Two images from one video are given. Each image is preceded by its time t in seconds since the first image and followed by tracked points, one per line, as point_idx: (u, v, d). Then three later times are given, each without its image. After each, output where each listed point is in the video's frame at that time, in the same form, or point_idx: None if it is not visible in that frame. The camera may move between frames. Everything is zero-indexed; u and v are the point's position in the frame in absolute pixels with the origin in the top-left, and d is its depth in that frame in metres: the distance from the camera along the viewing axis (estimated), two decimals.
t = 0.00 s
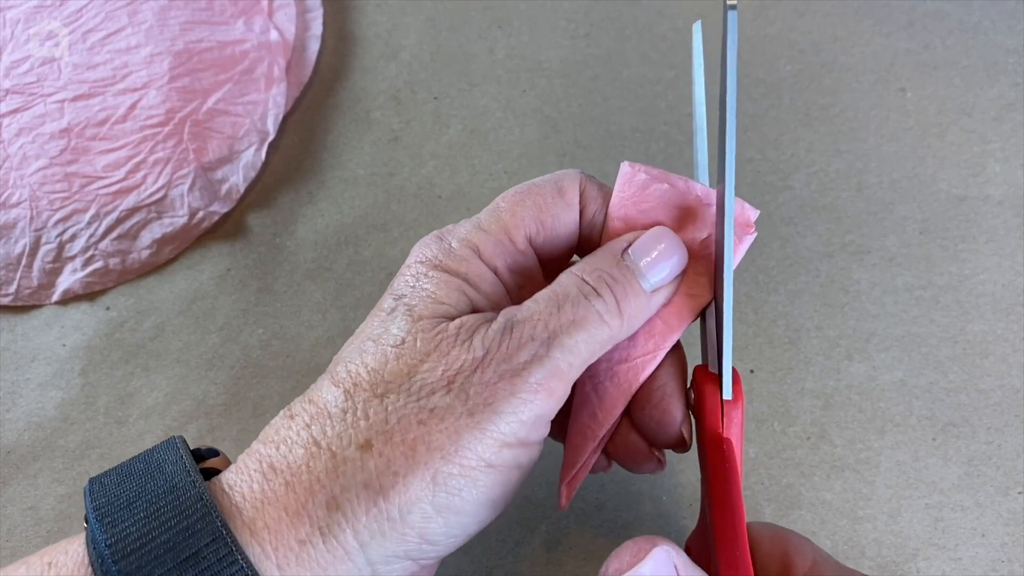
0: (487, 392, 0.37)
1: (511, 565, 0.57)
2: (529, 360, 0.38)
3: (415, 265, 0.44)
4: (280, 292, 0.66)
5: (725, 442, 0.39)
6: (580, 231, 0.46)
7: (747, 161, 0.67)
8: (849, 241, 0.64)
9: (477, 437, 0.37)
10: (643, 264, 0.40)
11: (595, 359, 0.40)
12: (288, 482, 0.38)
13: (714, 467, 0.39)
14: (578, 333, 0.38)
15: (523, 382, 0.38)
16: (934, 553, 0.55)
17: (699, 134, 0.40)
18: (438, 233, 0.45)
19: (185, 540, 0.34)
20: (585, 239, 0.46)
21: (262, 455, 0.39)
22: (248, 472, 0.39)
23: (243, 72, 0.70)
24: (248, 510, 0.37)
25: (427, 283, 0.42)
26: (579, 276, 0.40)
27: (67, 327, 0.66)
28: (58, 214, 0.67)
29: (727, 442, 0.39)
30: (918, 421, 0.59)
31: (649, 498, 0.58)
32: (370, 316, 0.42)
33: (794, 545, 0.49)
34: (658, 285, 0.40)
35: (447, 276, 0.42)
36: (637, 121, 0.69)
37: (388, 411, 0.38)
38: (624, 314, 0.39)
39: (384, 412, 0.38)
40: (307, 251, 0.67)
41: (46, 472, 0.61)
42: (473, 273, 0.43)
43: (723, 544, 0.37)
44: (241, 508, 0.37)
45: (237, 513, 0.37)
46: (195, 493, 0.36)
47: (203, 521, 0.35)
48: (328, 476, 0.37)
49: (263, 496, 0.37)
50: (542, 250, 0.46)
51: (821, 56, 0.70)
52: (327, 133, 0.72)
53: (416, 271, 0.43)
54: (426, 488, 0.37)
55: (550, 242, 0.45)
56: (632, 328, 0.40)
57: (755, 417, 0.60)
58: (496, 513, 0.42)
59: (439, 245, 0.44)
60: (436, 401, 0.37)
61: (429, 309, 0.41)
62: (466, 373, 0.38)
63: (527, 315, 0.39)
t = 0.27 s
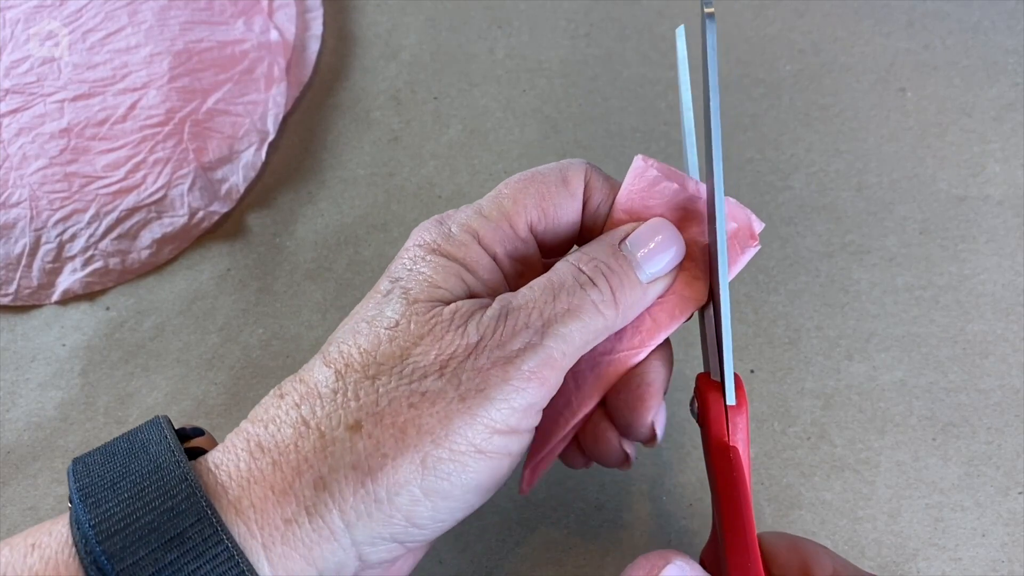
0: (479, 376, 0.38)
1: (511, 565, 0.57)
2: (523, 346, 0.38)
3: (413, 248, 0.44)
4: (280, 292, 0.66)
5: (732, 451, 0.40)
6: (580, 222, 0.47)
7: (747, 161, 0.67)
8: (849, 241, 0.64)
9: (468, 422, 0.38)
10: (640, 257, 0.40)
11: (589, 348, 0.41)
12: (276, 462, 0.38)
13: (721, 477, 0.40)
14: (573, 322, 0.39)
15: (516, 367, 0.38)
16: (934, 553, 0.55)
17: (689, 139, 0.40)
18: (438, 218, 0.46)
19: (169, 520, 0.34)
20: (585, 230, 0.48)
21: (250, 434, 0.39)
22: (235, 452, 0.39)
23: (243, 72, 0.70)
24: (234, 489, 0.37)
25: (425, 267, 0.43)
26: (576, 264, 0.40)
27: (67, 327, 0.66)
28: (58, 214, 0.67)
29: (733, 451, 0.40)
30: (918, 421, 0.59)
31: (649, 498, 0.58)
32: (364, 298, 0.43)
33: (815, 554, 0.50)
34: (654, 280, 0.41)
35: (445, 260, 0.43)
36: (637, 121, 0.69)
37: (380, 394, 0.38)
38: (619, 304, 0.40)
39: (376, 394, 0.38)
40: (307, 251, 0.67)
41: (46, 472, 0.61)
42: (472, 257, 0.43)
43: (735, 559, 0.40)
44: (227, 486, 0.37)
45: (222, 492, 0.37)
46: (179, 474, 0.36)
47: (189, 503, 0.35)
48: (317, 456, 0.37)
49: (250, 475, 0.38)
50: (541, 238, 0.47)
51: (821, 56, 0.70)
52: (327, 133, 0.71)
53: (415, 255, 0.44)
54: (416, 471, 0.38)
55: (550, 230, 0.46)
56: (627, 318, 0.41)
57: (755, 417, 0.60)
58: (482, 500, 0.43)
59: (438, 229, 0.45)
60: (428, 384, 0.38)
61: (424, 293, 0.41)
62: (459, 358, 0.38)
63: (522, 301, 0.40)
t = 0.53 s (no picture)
0: (470, 369, 0.38)
1: (510, 565, 0.57)
2: (515, 342, 0.39)
3: (406, 234, 0.44)
4: (280, 292, 0.66)
5: (734, 455, 0.40)
6: (574, 214, 0.48)
7: (747, 161, 0.67)
8: (849, 241, 0.64)
9: (457, 413, 0.38)
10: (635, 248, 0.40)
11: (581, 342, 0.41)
12: (262, 446, 0.38)
13: (723, 480, 0.40)
14: (567, 318, 0.39)
15: (507, 362, 0.39)
16: (934, 553, 0.55)
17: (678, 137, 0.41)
18: (431, 204, 0.46)
19: (154, 504, 0.35)
20: (578, 222, 0.48)
21: (237, 418, 0.40)
22: (221, 436, 0.39)
23: (243, 72, 0.70)
24: (219, 473, 0.38)
25: (418, 253, 0.43)
26: (572, 259, 0.40)
27: (67, 327, 0.66)
28: (58, 214, 0.67)
29: (735, 455, 0.40)
30: (918, 421, 0.59)
31: (648, 498, 0.58)
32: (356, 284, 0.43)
33: (824, 555, 0.51)
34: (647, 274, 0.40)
35: (438, 247, 0.43)
36: (637, 121, 0.69)
37: (370, 382, 0.38)
38: (613, 300, 0.40)
39: (365, 382, 0.39)
40: (307, 251, 0.67)
41: (46, 472, 0.61)
42: (465, 245, 0.44)
43: (737, 562, 0.40)
44: (212, 470, 0.38)
45: (207, 475, 0.38)
46: (165, 458, 0.36)
47: (174, 487, 0.36)
48: (304, 442, 0.38)
49: (235, 459, 0.38)
50: (535, 227, 0.47)
51: (821, 56, 0.70)
52: (327, 133, 0.71)
53: (407, 240, 0.44)
54: (403, 460, 0.38)
55: (544, 220, 0.47)
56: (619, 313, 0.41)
57: (755, 417, 0.60)
58: (470, 489, 0.43)
59: (432, 215, 0.45)
60: (418, 374, 0.38)
61: (417, 281, 0.42)
62: (450, 349, 0.39)
63: (516, 295, 0.40)
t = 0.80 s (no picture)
0: (459, 370, 0.38)
1: (510, 565, 0.57)
2: (507, 343, 0.39)
3: (397, 225, 0.44)
4: (280, 292, 0.66)
5: (731, 463, 0.40)
6: (567, 207, 0.48)
7: (748, 161, 0.67)
8: (849, 241, 0.64)
9: (446, 413, 0.39)
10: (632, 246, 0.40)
11: (576, 339, 0.41)
12: (249, 441, 0.39)
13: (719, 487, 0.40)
14: (562, 317, 0.39)
15: (498, 363, 0.39)
16: (935, 553, 0.55)
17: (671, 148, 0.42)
18: (422, 194, 0.46)
19: (140, 496, 0.35)
20: (570, 215, 0.49)
21: (224, 412, 0.40)
22: (208, 429, 0.40)
23: (243, 72, 0.70)
24: (205, 467, 0.38)
25: (409, 244, 0.43)
26: (573, 255, 0.40)
27: (67, 328, 0.66)
28: (58, 214, 0.67)
29: (732, 463, 0.40)
30: (918, 421, 0.59)
31: (648, 498, 0.58)
32: (345, 275, 0.43)
33: (818, 555, 0.50)
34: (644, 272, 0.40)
35: (429, 239, 0.43)
36: (637, 121, 0.69)
37: (359, 379, 0.38)
38: (613, 299, 0.40)
39: (354, 379, 0.39)
40: (307, 251, 0.67)
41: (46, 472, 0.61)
42: (456, 236, 0.44)
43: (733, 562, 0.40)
44: (199, 465, 0.38)
45: (194, 470, 0.38)
46: (151, 450, 0.36)
47: (161, 478, 0.36)
48: (291, 438, 0.38)
49: (222, 453, 0.38)
50: (527, 219, 0.48)
51: (821, 56, 0.70)
52: (327, 133, 0.71)
53: (397, 231, 0.44)
54: (391, 459, 0.39)
55: (536, 212, 0.48)
56: (616, 311, 0.41)
57: (755, 417, 0.60)
58: (458, 484, 0.44)
59: (423, 205, 0.45)
60: (408, 373, 0.38)
61: (408, 275, 0.42)
62: (440, 348, 0.39)
63: (507, 294, 0.39)
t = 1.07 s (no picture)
0: (474, 388, 0.39)
1: (510, 566, 0.57)
2: (522, 360, 0.39)
3: (409, 232, 0.44)
4: (280, 292, 0.66)
5: (726, 433, 0.40)
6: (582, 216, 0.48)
7: (748, 161, 0.67)
8: (849, 241, 0.64)
9: (460, 429, 0.39)
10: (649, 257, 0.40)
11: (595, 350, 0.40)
12: (262, 455, 0.39)
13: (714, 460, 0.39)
14: (579, 331, 0.39)
15: (512, 380, 0.39)
16: (935, 553, 0.55)
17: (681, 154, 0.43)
18: (435, 199, 0.46)
19: (151, 509, 0.35)
20: (585, 224, 0.48)
21: (236, 423, 0.40)
22: (220, 439, 0.40)
23: (243, 72, 0.70)
24: (218, 480, 0.39)
25: (423, 254, 0.43)
26: (593, 262, 0.40)
27: (67, 327, 0.66)
28: (58, 214, 0.67)
29: (728, 434, 0.40)
30: (918, 421, 0.59)
31: (649, 499, 0.58)
32: (358, 283, 0.43)
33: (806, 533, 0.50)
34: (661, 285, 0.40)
35: (444, 250, 0.43)
36: (637, 121, 0.69)
37: (375, 395, 0.39)
38: (634, 305, 0.40)
39: (369, 395, 0.39)
40: (307, 252, 0.67)
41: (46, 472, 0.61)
42: (471, 248, 0.44)
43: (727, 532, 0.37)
44: (212, 478, 0.39)
45: (207, 483, 0.39)
46: (160, 457, 0.37)
47: (171, 492, 0.36)
48: (306, 454, 0.39)
49: (235, 467, 0.39)
50: (542, 228, 0.47)
51: (822, 56, 0.70)
52: (327, 133, 0.71)
53: (411, 239, 0.44)
54: (405, 475, 0.39)
55: (550, 221, 0.47)
56: (636, 318, 0.41)
57: (755, 417, 0.60)
58: (471, 498, 0.44)
59: (437, 213, 0.45)
60: (423, 389, 0.39)
61: (422, 287, 0.42)
62: (455, 365, 0.39)
63: (523, 308, 0.39)
